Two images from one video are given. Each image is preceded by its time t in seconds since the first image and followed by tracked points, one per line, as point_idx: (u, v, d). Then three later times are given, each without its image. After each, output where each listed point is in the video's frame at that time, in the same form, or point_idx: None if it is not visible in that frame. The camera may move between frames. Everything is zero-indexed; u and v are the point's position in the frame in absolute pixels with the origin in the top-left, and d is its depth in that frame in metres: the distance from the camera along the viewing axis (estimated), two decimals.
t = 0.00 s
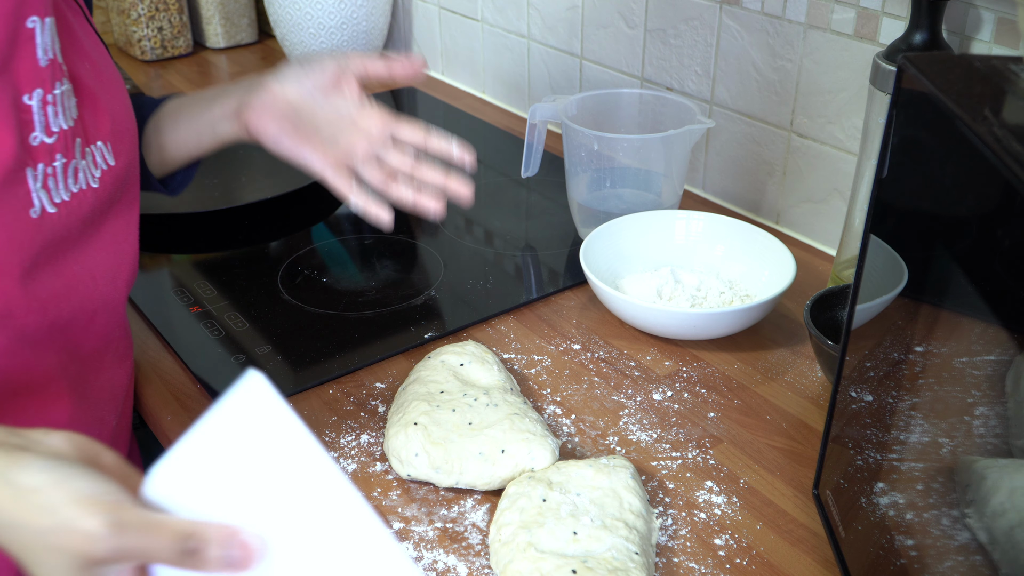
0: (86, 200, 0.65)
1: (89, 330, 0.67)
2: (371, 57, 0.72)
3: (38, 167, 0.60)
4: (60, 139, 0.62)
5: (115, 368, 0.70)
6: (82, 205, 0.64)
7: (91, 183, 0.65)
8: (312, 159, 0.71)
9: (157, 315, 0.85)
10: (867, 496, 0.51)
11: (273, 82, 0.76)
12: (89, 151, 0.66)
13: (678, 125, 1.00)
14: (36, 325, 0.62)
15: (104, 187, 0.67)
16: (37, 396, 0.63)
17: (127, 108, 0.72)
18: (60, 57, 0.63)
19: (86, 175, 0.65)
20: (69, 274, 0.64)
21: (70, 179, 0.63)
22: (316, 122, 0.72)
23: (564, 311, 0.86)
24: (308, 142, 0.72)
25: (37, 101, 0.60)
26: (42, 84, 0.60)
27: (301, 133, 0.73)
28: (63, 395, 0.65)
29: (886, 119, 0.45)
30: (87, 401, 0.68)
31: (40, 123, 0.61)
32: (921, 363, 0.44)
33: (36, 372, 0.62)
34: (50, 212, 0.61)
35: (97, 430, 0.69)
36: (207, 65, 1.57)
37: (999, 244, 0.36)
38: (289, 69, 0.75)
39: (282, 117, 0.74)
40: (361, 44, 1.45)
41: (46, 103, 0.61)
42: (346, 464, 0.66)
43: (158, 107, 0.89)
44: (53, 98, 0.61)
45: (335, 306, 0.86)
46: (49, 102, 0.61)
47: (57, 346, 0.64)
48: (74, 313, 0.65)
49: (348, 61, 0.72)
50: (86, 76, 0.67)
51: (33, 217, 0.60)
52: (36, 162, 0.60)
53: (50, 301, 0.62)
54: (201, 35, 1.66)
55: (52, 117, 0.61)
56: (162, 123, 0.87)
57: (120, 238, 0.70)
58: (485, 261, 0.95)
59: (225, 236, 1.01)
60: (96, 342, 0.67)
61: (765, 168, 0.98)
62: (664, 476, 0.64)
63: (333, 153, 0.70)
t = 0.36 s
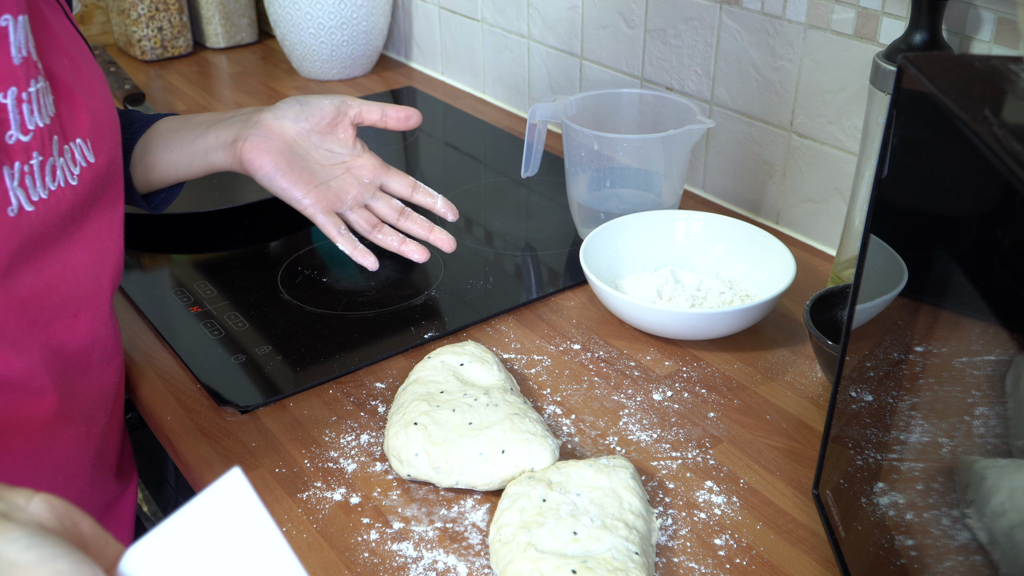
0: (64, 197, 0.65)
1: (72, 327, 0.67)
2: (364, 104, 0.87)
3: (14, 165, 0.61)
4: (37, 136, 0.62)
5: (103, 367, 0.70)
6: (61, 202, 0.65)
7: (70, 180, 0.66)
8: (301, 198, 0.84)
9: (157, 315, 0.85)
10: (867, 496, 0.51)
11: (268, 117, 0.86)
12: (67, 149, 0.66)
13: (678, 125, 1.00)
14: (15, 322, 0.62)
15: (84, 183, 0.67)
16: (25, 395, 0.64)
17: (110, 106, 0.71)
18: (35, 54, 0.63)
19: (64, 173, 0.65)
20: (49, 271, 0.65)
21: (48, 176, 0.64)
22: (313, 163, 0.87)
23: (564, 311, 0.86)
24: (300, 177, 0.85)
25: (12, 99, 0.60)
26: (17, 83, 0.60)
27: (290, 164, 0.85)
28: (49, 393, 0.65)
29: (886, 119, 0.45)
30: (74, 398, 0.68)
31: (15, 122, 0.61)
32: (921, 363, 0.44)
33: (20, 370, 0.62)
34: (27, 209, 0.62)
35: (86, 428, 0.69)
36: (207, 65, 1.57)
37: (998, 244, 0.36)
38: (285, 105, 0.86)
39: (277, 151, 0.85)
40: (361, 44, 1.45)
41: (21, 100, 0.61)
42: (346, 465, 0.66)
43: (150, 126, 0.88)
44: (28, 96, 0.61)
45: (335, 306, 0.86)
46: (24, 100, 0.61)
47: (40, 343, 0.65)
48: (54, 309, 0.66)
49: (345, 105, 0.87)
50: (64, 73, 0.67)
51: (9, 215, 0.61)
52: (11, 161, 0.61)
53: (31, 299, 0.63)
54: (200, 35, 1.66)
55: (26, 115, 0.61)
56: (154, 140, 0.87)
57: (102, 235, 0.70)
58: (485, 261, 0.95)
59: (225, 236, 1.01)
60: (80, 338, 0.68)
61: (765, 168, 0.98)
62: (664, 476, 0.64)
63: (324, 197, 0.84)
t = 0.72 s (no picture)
0: (48, 198, 0.65)
1: (59, 329, 0.67)
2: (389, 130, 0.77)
3: None
4: (19, 137, 0.62)
5: (91, 367, 0.70)
6: (45, 203, 0.65)
7: (54, 181, 0.66)
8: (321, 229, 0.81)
9: (157, 315, 0.85)
10: (867, 496, 0.51)
11: (291, 149, 0.81)
12: (50, 150, 0.66)
13: (678, 125, 1.00)
14: None
15: (68, 184, 0.67)
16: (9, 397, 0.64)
17: (98, 109, 0.72)
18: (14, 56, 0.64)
19: (48, 174, 0.65)
20: (33, 272, 0.65)
21: (32, 177, 0.63)
22: (331, 190, 0.81)
23: (564, 311, 0.86)
24: (320, 208, 0.81)
25: None
26: None
27: (309, 195, 0.81)
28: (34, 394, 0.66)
29: (886, 119, 0.45)
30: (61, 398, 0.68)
31: None
32: (921, 362, 0.44)
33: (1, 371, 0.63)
34: (10, 211, 0.62)
35: (74, 427, 0.70)
36: (207, 65, 1.57)
37: (998, 244, 0.36)
38: (310, 134, 0.81)
39: (298, 185, 0.81)
40: (361, 44, 1.45)
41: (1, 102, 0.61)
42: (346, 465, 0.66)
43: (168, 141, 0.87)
44: (8, 97, 0.61)
45: (335, 306, 0.86)
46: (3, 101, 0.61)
47: (24, 346, 0.65)
48: (40, 311, 0.66)
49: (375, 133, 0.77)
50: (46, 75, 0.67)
51: None
52: None
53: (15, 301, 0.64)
54: (200, 34, 1.66)
55: (7, 116, 0.61)
56: (172, 158, 0.86)
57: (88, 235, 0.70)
58: (485, 261, 0.95)
59: (225, 236, 1.01)
60: (66, 339, 0.67)
61: (765, 168, 0.98)
62: (664, 476, 0.64)
63: (345, 229, 0.80)
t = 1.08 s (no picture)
0: (67, 199, 0.64)
1: (75, 323, 0.68)
2: (398, 223, 0.70)
3: (19, 166, 0.60)
4: (42, 137, 0.61)
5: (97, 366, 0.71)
6: (65, 203, 0.64)
7: (72, 182, 0.65)
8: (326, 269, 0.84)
9: (157, 315, 0.85)
10: (867, 496, 0.51)
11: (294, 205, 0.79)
12: (68, 151, 0.65)
13: (678, 125, 1.00)
14: (17, 320, 0.63)
15: (85, 186, 0.66)
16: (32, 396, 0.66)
17: (111, 108, 0.71)
18: (37, 56, 0.63)
19: (66, 175, 0.64)
20: (49, 270, 0.65)
21: (52, 177, 0.63)
22: (336, 240, 0.82)
23: (564, 311, 0.86)
24: (325, 255, 0.83)
25: (17, 100, 0.60)
26: (22, 85, 0.60)
27: (315, 244, 0.82)
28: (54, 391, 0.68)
29: (886, 119, 0.45)
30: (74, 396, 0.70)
31: (22, 123, 0.60)
32: (921, 362, 0.44)
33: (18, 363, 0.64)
34: (32, 210, 0.61)
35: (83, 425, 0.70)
36: (207, 65, 1.57)
37: (998, 243, 0.36)
38: (313, 196, 0.77)
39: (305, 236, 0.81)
40: (361, 44, 1.45)
41: (26, 102, 0.60)
42: (346, 464, 0.66)
43: (177, 168, 0.82)
44: (32, 98, 0.61)
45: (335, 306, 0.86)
46: (29, 101, 0.60)
47: (41, 339, 0.66)
48: (57, 309, 0.66)
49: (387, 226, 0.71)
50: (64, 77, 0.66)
51: (14, 215, 0.60)
52: (16, 162, 0.60)
53: (29, 302, 0.64)
54: (200, 35, 1.66)
55: (31, 116, 0.61)
56: (178, 204, 0.82)
57: (105, 235, 0.69)
58: (485, 261, 0.95)
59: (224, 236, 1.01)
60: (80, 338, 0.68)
61: (765, 168, 0.98)
62: (664, 476, 0.64)
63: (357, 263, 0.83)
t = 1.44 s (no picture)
0: (102, 203, 0.64)
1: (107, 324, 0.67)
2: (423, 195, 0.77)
3: (64, 167, 0.60)
4: (82, 141, 0.62)
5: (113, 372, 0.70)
6: (99, 207, 0.64)
7: (107, 187, 0.65)
8: (343, 258, 0.85)
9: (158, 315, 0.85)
10: (867, 496, 0.51)
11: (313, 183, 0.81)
12: (104, 156, 0.65)
13: (678, 125, 1.00)
14: (50, 319, 0.62)
15: (118, 192, 0.67)
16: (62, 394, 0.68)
17: (135, 117, 0.72)
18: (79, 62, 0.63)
19: (102, 179, 0.65)
20: (83, 272, 0.64)
21: (90, 181, 0.63)
22: (354, 225, 0.83)
23: (564, 311, 0.86)
24: (343, 242, 0.84)
25: (64, 104, 0.60)
26: (68, 88, 0.61)
27: (333, 231, 0.83)
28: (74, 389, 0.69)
29: (886, 119, 0.45)
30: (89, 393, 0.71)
31: (68, 125, 0.60)
32: (921, 363, 0.44)
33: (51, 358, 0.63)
34: (72, 211, 0.61)
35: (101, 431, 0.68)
36: (207, 65, 1.57)
37: (998, 244, 0.36)
38: (335, 170, 0.79)
39: (325, 219, 0.82)
40: (361, 44, 1.45)
41: (72, 105, 0.61)
42: (346, 465, 0.66)
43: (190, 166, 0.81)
44: (77, 101, 0.61)
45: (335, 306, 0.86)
46: (73, 105, 0.61)
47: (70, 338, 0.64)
48: (89, 309, 0.65)
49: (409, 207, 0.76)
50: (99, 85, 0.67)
51: (57, 216, 0.60)
52: (62, 163, 0.60)
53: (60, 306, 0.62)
54: (200, 35, 1.66)
55: (76, 119, 0.61)
56: (195, 198, 0.81)
57: (133, 239, 0.69)
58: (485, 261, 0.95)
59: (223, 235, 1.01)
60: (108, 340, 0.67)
61: (764, 168, 0.98)
62: (664, 476, 0.64)
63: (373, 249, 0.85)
